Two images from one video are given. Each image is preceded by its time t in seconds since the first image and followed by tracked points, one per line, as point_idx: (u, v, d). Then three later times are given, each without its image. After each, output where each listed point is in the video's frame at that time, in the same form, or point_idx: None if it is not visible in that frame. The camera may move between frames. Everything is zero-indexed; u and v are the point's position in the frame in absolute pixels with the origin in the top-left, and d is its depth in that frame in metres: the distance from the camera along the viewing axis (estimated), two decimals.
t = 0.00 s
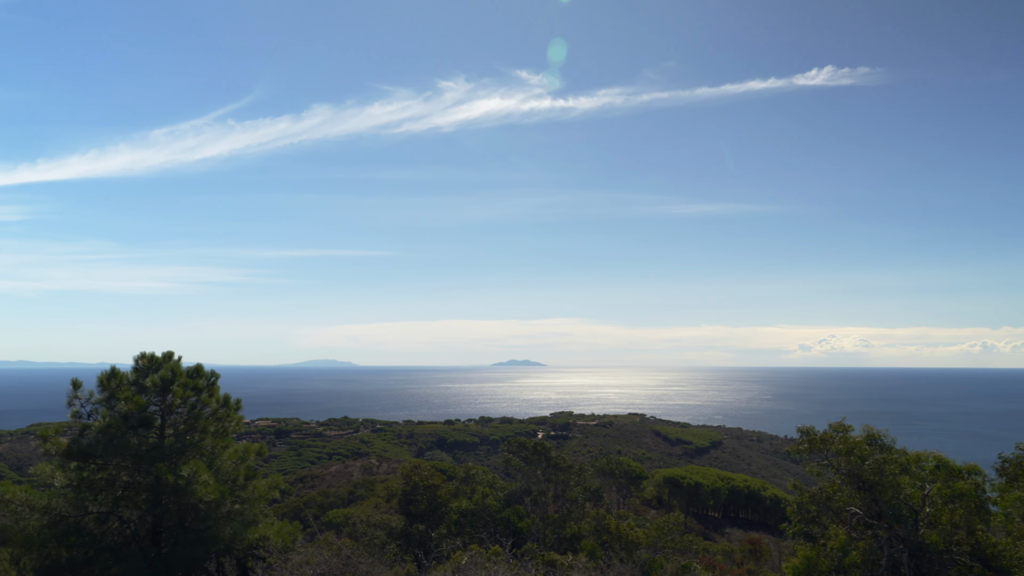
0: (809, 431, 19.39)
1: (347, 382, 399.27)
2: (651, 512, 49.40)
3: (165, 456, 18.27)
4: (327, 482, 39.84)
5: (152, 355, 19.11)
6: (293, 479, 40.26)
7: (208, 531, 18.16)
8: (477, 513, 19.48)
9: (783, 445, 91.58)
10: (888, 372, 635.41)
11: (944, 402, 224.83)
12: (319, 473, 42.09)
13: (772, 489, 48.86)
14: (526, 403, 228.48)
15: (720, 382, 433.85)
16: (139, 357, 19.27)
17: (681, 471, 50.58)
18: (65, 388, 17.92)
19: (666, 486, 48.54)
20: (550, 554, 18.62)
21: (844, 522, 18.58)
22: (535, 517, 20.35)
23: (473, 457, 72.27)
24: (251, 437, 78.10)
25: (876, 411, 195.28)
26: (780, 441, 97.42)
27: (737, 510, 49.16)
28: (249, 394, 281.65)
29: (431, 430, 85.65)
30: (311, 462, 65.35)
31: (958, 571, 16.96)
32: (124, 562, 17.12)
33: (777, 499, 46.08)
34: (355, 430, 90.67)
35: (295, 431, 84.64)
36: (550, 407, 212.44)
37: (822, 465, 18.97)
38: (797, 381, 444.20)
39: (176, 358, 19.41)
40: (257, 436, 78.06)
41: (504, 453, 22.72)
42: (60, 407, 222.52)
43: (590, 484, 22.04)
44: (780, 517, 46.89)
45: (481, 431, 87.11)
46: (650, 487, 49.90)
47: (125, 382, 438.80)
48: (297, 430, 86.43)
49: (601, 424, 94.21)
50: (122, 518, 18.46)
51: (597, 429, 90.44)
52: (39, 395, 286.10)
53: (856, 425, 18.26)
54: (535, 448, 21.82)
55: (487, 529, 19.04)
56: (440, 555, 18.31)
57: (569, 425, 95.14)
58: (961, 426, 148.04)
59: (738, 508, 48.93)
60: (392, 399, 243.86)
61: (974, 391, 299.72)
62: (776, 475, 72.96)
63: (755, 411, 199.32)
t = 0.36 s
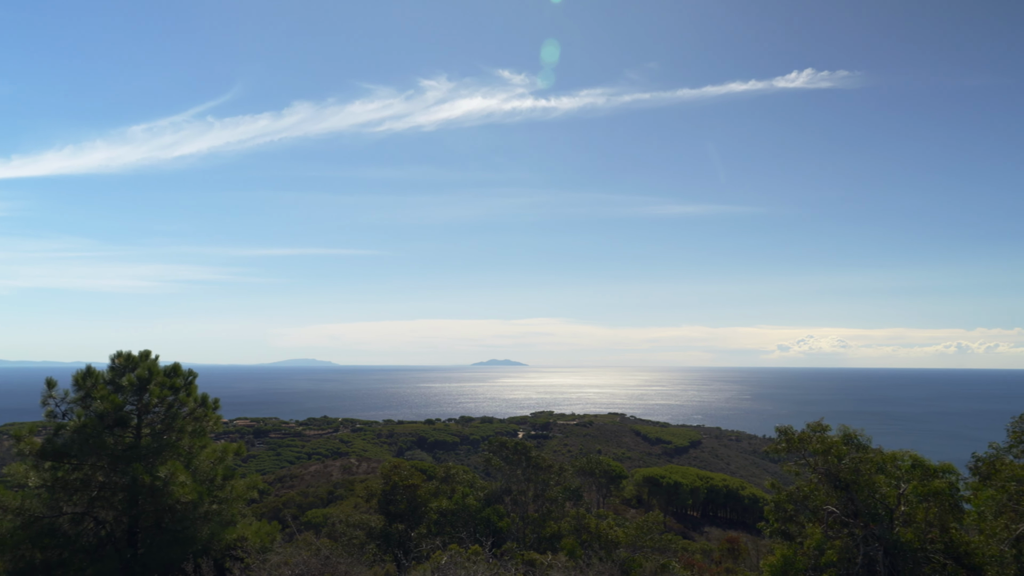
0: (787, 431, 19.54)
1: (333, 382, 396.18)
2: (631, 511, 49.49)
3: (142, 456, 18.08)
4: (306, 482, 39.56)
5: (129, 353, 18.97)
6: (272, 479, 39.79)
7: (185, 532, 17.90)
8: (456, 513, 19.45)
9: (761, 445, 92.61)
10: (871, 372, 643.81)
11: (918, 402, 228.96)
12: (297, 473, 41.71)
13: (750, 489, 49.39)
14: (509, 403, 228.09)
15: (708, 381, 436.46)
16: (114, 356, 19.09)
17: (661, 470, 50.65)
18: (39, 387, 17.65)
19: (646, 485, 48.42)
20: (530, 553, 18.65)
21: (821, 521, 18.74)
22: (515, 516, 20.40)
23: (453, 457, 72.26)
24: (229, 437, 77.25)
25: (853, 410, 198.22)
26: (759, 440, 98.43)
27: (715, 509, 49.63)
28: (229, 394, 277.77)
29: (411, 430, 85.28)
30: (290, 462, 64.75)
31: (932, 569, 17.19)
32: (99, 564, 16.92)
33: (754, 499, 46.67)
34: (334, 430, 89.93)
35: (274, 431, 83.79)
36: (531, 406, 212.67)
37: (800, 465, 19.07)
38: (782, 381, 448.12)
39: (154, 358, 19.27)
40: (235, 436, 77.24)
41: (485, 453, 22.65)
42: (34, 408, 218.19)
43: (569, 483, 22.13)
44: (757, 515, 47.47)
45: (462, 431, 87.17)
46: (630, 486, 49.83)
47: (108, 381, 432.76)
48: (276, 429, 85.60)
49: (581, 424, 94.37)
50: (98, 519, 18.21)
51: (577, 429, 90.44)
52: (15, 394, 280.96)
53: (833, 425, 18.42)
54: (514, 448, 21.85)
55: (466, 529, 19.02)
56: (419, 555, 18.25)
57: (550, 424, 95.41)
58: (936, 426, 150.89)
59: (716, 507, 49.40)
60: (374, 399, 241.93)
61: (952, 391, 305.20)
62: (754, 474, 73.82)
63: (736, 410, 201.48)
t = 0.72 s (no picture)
0: (765, 431, 19.68)
1: (318, 381, 392.04)
2: (610, 509, 49.52)
3: (117, 456, 17.88)
4: (284, 482, 39.24)
5: (104, 352, 18.75)
6: (250, 479, 39.31)
7: (160, 534, 17.67)
8: (436, 512, 19.44)
9: (739, 444, 93.74)
10: (854, 372, 652.08)
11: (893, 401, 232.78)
12: (275, 473, 41.32)
13: (728, 488, 49.97)
14: (492, 402, 227.31)
15: (695, 381, 438.99)
16: (89, 355, 18.85)
17: (640, 469, 50.79)
18: (11, 387, 17.28)
19: (625, 484, 48.32)
20: (509, 553, 18.66)
21: (797, 519, 18.92)
22: (494, 516, 20.41)
23: (432, 457, 72.13)
24: (205, 436, 76.06)
25: (830, 410, 200.96)
26: (737, 440, 99.52)
27: (693, 508, 49.96)
28: (208, 393, 273.07)
29: (390, 429, 84.71)
30: (268, 461, 64.08)
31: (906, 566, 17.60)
32: (72, 565, 16.67)
33: (732, 497, 47.17)
34: (313, 430, 88.93)
35: (252, 431, 82.67)
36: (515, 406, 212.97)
37: (778, 464, 19.19)
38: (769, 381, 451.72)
39: (130, 357, 19.12)
40: (211, 436, 76.09)
41: (465, 452, 22.61)
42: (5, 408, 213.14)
43: (549, 483, 22.22)
44: (735, 514, 47.97)
45: (441, 430, 86.98)
46: (609, 486, 49.80)
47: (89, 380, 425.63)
48: (254, 429, 84.50)
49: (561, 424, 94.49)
50: (71, 520, 17.94)
51: (557, 429, 90.33)
52: None
53: (811, 425, 18.58)
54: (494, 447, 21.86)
55: (445, 529, 18.97)
56: (398, 555, 18.19)
57: (530, 423, 95.50)
58: (911, 425, 153.65)
59: (695, 506, 49.73)
60: (355, 399, 239.46)
61: (931, 390, 310.29)
62: (732, 472, 74.63)
63: (717, 410, 203.19)
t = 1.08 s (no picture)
0: (743, 431, 19.80)
1: (303, 382, 388.82)
2: (589, 509, 49.53)
3: (92, 457, 17.61)
4: (262, 482, 38.75)
5: (79, 352, 18.55)
6: (227, 480, 38.63)
7: (136, 535, 17.41)
8: (415, 513, 19.40)
9: (718, 444, 94.74)
10: (838, 372, 660.06)
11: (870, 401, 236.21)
12: (253, 473, 40.84)
13: (706, 487, 50.37)
14: (475, 402, 226.79)
15: (682, 381, 441.68)
16: (63, 355, 18.64)
17: (620, 469, 50.80)
18: None
19: (604, 484, 48.25)
20: (488, 553, 18.67)
21: (775, 517, 19.02)
22: (473, 516, 20.39)
23: (412, 457, 71.82)
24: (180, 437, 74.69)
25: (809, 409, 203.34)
26: (716, 439, 100.55)
27: (672, 507, 50.20)
28: (187, 393, 268.95)
29: (370, 430, 84.20)
30: (246, 462, 63.10)
31: (881, 564, 17.88)
32: (46, 567, 15.98)
33: (711, 496, 47.53)
34: (291, 430, 87.90)
35: (229, 431, 81.68)
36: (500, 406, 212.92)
37: (755, 463, 19.31)
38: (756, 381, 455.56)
39: (105, 357, 18.93)
40: (186, 437, 74.71)
41: (444, 452, 22.50)
42: None
43: (528, 483, 22.31)
44: (713, 513, 48.33)
45: (421, 430, 86.72)
46: (589, 485, 49.84)
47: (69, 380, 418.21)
48: (231, 429, 83.18)
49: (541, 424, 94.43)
50: (45, 521, 17.13)
51: (537, 429, 90.17)
52: None
53: (787, 424, 18.73)
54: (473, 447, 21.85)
55: (424, 529, 18.95)
56: (377, 556, 18.12)
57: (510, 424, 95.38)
58: (886, 424, 156.28)
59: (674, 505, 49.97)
60: (337, 399, 237.65)
61: (911, 390, 315.00)
62: (709, 472, 75.29)
63: (698, 410, 204.61)
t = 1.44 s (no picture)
0: (720, 430, 19.90)
1: (290, 382, 386.31)
2: (569, 509, 49.59)
3: (66, 459, 17.31)
4: (240, 484, 38.24)
5: (52, 352, 18.28)
6: (203, 481, 37.94)
7: (110, 538, 17.20)
8: (395, 513, 19.34)
9: (697, 443, 95.69)
10: (822, 372, 667.71)
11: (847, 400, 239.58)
12: (230, 475, 40.22)
13: (685, 487, 50.88)
14: (457, 403, 226.80)
15: (669, 381, 444.43)
16: (37, 354, 18.36)
17: (599, 469, 50.93)
18: None
19: (584, 484, 48.36)
20: (468, 553, 18.65)
21: (753, 516, 19.15)
22: (453, 516, 20.34)
23: (392, 457, 71.60)
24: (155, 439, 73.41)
25: (788, 409, 205.84)
26: (695, 438, 101.55)
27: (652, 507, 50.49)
28: (167, 394, 265.25)
29: (349, 430, 83.80)
30: (223, 463, 62.23)
31: (857, 562, 18.09)
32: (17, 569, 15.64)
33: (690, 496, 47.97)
34: (270, 431, 86.87)
35: (206, 431, 80.48)
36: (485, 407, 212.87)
37: (733, 463, 19.41)
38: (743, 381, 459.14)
39: (80, 357, 18.71)
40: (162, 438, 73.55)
41: (424, 453, 22.43)
42: None
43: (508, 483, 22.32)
44: (692, 513, 48.75)
45: (400, 431, 86.57)
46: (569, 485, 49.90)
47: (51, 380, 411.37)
48: (208, 430, 81.99)
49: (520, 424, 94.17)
50: (16, 524, 16.75)
51: (516, 429, 90.26)
52: None
53: (764, 424, 18.85)
54: (454, 448, 21.80)
55: (404, 530, 18.93)
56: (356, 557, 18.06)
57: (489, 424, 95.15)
58: (861, 423, 158.73)
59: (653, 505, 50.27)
60: (318, 400, 236.27)
61: (892, 390, 319.39)
62: (688, 471, 75.93)
63: (679, 409, 206.40)
